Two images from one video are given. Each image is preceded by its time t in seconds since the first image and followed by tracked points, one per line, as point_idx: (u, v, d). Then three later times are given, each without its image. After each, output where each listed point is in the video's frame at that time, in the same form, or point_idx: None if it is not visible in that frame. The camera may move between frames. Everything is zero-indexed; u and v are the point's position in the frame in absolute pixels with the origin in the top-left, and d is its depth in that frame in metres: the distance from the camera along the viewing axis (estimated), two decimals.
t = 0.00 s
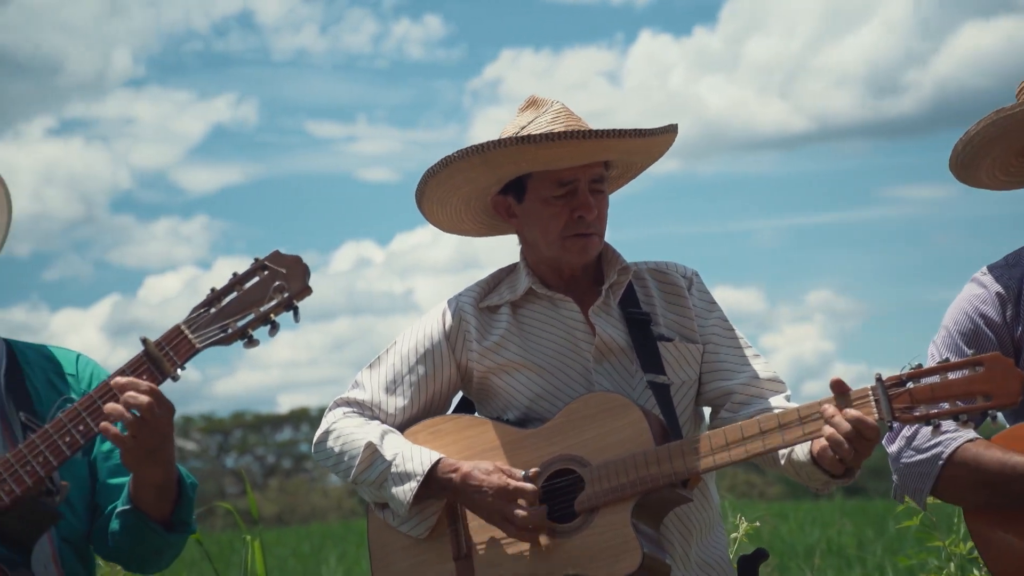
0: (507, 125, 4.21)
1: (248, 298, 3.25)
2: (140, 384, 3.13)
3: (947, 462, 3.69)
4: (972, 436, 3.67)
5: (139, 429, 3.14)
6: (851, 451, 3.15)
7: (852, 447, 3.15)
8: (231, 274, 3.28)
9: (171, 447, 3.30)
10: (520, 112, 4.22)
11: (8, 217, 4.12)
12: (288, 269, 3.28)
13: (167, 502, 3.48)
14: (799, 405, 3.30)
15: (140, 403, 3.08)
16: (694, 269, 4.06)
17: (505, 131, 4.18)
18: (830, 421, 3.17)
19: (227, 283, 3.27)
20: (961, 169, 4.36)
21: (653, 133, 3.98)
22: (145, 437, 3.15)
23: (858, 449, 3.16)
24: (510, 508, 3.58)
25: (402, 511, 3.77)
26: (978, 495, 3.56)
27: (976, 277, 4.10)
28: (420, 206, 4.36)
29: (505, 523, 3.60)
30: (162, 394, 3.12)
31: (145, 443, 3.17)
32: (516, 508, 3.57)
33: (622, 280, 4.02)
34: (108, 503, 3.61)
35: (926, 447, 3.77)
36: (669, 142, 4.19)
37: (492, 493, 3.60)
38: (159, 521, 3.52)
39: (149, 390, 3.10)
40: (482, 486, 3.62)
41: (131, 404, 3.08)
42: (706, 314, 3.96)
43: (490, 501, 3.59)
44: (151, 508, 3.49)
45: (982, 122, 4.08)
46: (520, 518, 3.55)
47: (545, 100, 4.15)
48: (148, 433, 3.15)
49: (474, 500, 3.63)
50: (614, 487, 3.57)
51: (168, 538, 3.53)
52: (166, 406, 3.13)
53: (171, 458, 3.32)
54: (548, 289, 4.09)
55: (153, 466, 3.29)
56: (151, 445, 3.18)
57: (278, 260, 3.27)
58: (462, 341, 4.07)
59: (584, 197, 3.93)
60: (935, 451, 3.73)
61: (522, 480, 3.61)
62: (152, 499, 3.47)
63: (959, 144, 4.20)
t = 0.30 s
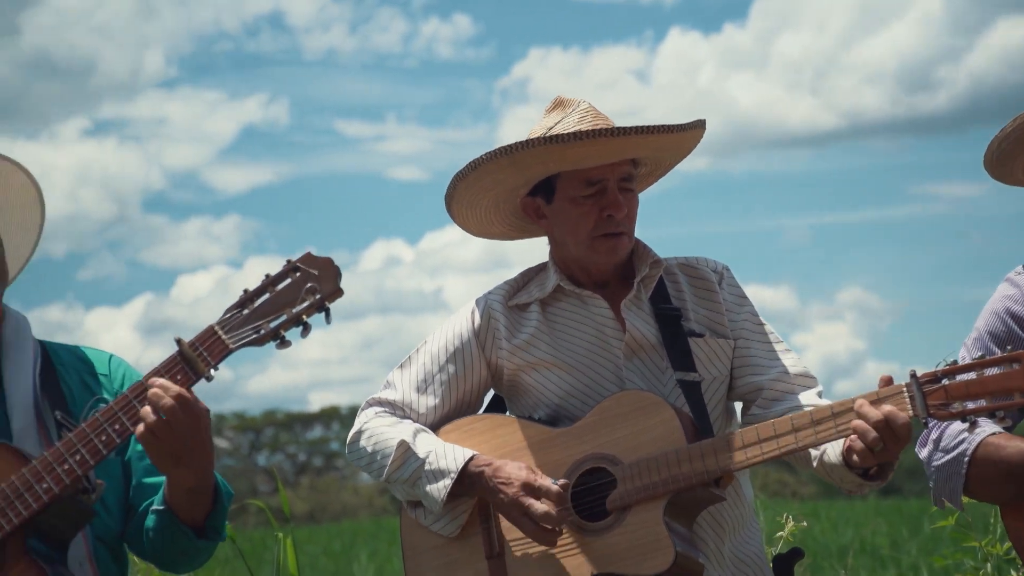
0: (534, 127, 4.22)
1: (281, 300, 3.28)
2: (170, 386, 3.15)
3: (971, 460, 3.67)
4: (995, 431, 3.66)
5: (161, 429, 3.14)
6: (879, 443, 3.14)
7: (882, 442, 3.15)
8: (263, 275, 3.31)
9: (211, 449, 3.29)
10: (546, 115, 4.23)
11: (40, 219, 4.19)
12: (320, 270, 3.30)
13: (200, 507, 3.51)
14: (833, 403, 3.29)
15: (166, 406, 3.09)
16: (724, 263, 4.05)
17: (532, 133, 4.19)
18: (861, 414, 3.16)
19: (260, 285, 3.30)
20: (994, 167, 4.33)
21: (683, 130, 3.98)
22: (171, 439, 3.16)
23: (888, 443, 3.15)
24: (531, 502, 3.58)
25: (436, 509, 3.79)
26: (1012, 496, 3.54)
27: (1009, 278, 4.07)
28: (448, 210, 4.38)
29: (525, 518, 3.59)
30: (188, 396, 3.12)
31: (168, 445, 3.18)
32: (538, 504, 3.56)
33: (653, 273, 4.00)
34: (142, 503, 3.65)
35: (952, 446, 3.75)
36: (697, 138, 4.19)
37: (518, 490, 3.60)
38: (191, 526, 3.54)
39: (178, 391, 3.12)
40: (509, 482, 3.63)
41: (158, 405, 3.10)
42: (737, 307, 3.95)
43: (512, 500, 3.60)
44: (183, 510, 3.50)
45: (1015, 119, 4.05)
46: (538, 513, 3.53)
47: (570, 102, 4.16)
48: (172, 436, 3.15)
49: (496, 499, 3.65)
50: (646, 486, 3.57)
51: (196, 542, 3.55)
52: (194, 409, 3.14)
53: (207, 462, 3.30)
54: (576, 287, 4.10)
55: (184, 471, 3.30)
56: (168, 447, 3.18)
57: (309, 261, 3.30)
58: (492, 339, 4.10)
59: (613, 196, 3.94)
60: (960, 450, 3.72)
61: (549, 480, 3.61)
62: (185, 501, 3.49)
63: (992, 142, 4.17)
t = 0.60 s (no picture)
0: (566, 127, 4.23)
1: (310, 292, 3.31)
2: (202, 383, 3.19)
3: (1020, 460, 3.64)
4: None
5: (198, 428, 3.17)
6: (922, 418, 3.11)
7: (926, 419, 3.11)
8: (294, 268, 3.35)
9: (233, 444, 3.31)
10: (578, 114, 4.24)
11: (72, 216, 4.29)
12: (349, 261, 3.34)
13: (229, 499, 3.56)
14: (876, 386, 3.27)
15: (203, 401, 3.13)
16: (763, 261, 4.04)
17: (564, 133, 4.20)
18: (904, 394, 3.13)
19: (289, 277, 3.34)
20: None
21: (714, 128, 3.98)
22: (203, 440, 3.19)
23: (932, 423, 3.11)
24: (565, 492, 3.63)
25: (457, 495, 3.82)
26: None
27: None
28: (482, 214, 4.40)
29: (561, 509, 3.64)
30: (223, 395, 3.16)
31: (205, 441, 3.20)
32: (573, 494, 3.62)
33: (689, 273, 4.01)
34: (180, 495, 3.71)
35: (999, 446, 3.72)
36: (731, 134, 4.18)
37: (549, 480, 3.65)
38: (218, 521, 3.59)
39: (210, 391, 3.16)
40: (540, 472, 3.67)
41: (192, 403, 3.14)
42: (776, 307, 3.94)
43: (547, 489, 3.65)
44: (210, 505, 3.56)
45: None
46: (576, 502, 3.60)
47: (601, 101, 4.16)
48: (205, 434, 3.18)
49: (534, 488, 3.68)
50: (685, 472, 3.57)
51: (223, 536, 3.58)
52: (226, 410, 3.18)
53: (230, 458, 3.34)
54: (611, 286, 4.09)
55: (208, 463, 3.33)
56: (204, 445, 3.22)
57: (338, 252, 3.34)
58: (527, 339, 4.12)
59: (646, 196, 3.94)
60: (1009, 451, 3.68)
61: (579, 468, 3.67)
62: (212, 497, 3.53)
63: None
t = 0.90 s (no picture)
0: (604, 116, 4.20)
1: (352, 287, 3.32)
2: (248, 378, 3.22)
3: None
4: None
5: (239, 421, 3.18)
6: (980, 408, 3.08)
7: (983, 407, 3.08)
8: (336, 262, 3.36)
9: (278, 438, 3.34)
10: (615, 102, 4.21)
11: (105, 203, 4.31)
12: (390, 257, 3.33)
13: (274, 492, 3.57)
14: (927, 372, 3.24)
15: (241, 400, 3.16)
16: (803, 253, 4.02)
17: (603, 124, 4.17)
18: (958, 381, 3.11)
19: (332, 272, 3.35)
20: None
21: (759, 119, 3.95)
22: (245, 436, 3.21)
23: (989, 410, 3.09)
24: (610, 496, 3.62)
25: (497, 492, 3.81)
26: None
27: None
28: (521, 204, 4.38)
29: (607, 509, 3.63)
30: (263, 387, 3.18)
31: (252, 436, 3.22)
32: (618, 497, 3.61)
33: (730, 266, 3.98)
34: (222, 487, 3.76)
35: None
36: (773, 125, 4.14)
37: (596, 482, 3.64)
38: (264, 513, 3.61)
39: (253, 387, 3.18)
40: (586, 473, 3.66)
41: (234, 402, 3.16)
42: (817, 299, 3.92)
43: (593, 495, 3.64)
44: (256, 497, 3.57)
45: None
46: (623, 505, 3.59)
47: (640, 90, 4.13)
48: (250, 430, 3.20)
49: (578, 490, 3.67)
50: (733, 465, 3.55)
51: (270, 528, 3.61)
52: (269, 403, 3.20)
53: (276, 451, 3.36)
54: (653, 277, 4.07)
55: (257, 460, 3.36)
56: (249, 441, 3.24)
57: (379, 247, 3.34)
58: (567, 329, 4.09)
59: (689, 187, 3.92)
60: None
61: (626, 472, 3.66)
62: (258, 490, 3.55)
63: None
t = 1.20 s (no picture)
0: (642, 103, 4.17)
1: (386, 282, 3.32)
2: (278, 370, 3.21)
3: None
4: None
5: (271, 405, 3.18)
6: (1015, 391, 3.04)
7: (1017, 391, 3.04)
8: (370, 257, 3.36)
9: (319, 426, 3.32)
10: (656, 89, 4.17)
11: (158, 202, 4.37)
12: (424, 253, 3.33)
13: (314, 480, 3.59)
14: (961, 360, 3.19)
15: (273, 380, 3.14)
16: (841, 245, 3.97)
17: (642, 110, 4.14)
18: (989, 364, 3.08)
19: (366, 267, 3.36)
20: None
21: (798, 108, 3.91)
22: (283, 421, 3.21)
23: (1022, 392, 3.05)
24: (640, 490, 3.61)
25: (524, 482, 3.80)
26: None
27: None
28: (557, 190, 4.37)
29: (633, 504, 3.62)
30: (295, 375, 3.17)
31: (286, 422, 3.22)
32: (648, 490, 3.61)
33: (768, 256, 3.94)
34: (257, 477, 3.78)
35: None
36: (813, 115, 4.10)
37: (624, 475, 3.62)
38: (305, 500, 3.63)
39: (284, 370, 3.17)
40: (614, 466, 3.64)
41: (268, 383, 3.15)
42: (855, 289, 3.87)
43: (621, 489, 3.62)
44: (298, 485, 3.60)
45: None
46: (651, 498, 3.59)
47: (680, 77, 4.10)
48: (282, 414, 3.19)
49: (604, 486, 3.65)
50: (766, 455, 3.52)
51: (312, 517, 3.63)
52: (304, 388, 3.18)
53: (316, 442, 3.36)
54: (688, 265, 4.04)
55: (294, 448, 3.36)
56: (284, 427, 3.24)
57: (414, 242, 3.34)
58: (601, 317, 4.07)
59: (727, 175, 3.89)
60: None
61: (654, 464, 3.66)
62: (300, 478, 3.59)
63: None
